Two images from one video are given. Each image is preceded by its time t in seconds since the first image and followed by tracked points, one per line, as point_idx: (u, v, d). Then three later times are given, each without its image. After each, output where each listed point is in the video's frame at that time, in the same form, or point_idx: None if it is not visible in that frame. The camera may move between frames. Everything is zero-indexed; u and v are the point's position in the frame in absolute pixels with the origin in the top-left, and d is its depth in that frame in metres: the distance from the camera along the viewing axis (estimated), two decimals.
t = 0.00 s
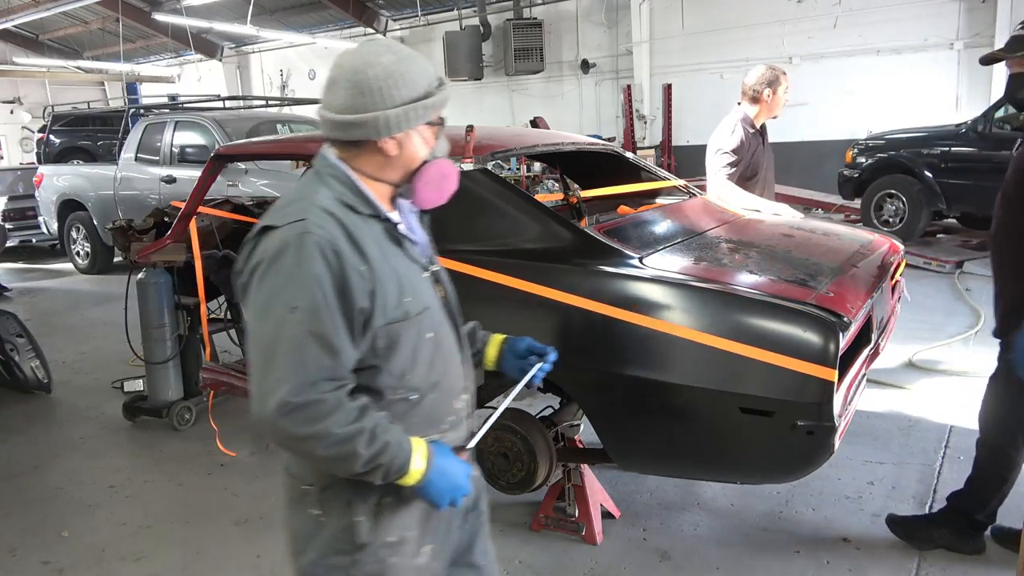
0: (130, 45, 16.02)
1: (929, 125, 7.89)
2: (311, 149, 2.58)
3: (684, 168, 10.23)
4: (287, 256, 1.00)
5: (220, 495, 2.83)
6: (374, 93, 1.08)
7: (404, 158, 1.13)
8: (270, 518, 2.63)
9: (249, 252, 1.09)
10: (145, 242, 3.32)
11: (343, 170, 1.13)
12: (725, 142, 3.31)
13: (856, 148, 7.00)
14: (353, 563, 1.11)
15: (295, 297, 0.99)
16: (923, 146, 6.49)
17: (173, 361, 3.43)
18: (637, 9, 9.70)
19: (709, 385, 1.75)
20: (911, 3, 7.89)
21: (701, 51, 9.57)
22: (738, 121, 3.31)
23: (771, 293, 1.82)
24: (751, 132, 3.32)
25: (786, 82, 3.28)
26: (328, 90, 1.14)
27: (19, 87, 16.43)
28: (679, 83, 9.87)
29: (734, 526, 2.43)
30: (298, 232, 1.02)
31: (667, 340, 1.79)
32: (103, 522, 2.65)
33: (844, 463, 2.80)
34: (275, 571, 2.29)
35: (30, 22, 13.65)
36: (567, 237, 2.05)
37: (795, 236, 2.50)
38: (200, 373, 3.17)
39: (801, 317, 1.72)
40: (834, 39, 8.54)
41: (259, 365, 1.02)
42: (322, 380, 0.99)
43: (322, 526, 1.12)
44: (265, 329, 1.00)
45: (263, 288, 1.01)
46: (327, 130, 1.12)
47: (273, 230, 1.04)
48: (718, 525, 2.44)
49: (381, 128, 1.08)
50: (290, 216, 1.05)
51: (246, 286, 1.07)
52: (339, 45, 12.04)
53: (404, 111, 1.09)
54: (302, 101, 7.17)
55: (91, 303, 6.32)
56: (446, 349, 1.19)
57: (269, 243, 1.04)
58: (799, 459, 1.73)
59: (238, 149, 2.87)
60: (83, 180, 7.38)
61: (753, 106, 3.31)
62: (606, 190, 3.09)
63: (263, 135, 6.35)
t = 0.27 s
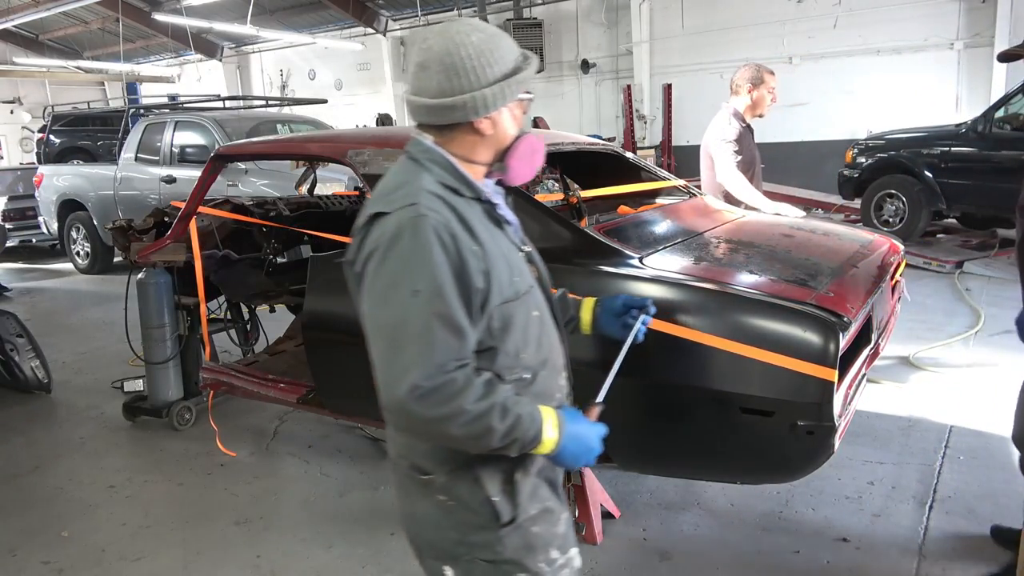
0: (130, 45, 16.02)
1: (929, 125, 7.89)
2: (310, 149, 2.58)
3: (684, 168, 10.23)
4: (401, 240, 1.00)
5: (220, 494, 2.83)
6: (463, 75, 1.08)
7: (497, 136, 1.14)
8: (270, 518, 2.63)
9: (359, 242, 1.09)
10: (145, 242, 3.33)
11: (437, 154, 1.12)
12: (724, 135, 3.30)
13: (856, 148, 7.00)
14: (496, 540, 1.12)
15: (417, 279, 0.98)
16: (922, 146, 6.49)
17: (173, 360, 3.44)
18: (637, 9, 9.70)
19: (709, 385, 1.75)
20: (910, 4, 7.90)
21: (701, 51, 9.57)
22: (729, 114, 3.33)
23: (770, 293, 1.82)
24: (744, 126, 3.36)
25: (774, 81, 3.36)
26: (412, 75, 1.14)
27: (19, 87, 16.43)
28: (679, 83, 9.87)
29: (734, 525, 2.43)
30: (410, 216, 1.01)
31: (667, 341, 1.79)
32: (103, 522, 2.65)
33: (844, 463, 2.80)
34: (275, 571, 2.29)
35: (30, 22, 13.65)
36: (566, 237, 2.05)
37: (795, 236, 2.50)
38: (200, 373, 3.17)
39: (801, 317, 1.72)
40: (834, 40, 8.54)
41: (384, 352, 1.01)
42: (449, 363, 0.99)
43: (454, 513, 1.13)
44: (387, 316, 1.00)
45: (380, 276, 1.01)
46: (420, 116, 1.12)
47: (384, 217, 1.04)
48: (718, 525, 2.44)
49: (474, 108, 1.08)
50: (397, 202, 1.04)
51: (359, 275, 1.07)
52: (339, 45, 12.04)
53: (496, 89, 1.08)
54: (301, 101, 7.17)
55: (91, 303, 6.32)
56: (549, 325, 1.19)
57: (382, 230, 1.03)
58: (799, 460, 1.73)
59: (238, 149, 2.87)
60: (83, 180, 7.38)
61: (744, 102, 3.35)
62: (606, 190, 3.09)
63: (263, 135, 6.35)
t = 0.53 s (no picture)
0: (130, 45, 16.02)
1: (929, 125, 7.89)
2: (310, 149, 2.59)
3: (684, 168, 10.22)
4: (576, 259, 0.99)
5: (221, 494, 2.83)
6: (604, 84, 1.08)
7: (624, 146, 1.15)
8: (270, 518, 2.63)
9: (511, 257, 1.06)
10: (145, 241, 3.33)
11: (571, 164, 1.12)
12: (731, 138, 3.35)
13: (856, 148, 6.99)
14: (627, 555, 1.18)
15: (600, 297, 0.99)
16: (922, 146, 6.49)
17: (174, 361, 3.43)
18: (637, 9, 9.70)
19: (709, 385, 1.75)
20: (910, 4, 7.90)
21: (701, 51, 9.57)
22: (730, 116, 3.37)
23: (770, 293, 1.82)
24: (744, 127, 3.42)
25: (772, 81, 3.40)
26: (542, 79, 1.12)
27: (19, 87, 16.43)
28: (679, 83, 9.87)
29: (734, 525, 2.43)
30: (579, 235, 1.01)
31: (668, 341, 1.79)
32: (103, 522, 2.65)
33: (844, 463, 2.80)
34: (275, 571, 2.29)
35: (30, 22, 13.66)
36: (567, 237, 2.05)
37: (795, 236, 2.50)
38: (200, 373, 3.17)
39: (801, 317, 1.72)
40: (834, 39, 8.54)
41: (563, 371, 1.01)
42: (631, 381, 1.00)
43: (595, 534, 1.17)
44: (571, 337, 0.99)
45: (552, 297, 1.00)
46: (552, 122, 1.11)
47: (548, 233, 1.02)
48: (718, 525, 2.44)
49: (613, 120, 1.09)
50: (558, 219, 1.03)
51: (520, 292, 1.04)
52: (339, 45, 12.04)
53: (634, 99, 1.09)
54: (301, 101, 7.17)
55: (91, 303, 6.32)
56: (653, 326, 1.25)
57: (549, 248, 1.02)
58: (799, 460, 1.74)
59: (238, 148, 2.87)
60: (83, 180, 7.38)
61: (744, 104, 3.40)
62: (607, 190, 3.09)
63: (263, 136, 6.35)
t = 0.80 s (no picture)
0: (130, 45, 16.04)
1: (930, 125, 7.89)
2: (310, 149, 2.59)
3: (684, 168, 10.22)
4: (754, 246, 0.90)
5: (221, 494, 2.83)
6: (729, 63, 1.00)
7: (736, 130, 1.08)
8: (270, 518, 2.63)
9: (666, 254, 0.93)
10: (145, 242, 3.33)
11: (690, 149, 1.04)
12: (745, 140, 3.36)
13: (856, 148, 6.99)
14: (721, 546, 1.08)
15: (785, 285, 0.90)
16: (922, 147, 6.50)
17: (174, 361, 3.43)
18: (637, 9, 9.69)
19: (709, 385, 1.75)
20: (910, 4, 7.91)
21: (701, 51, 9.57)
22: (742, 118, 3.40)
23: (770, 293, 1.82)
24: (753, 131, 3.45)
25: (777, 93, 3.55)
26: (659, 57, 1.03)
27: (19, 87, 16.43)
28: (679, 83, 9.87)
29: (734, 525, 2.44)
30: (747, 220, 0.91)
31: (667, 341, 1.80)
32: (103, 522, 2.65)
33: (844, 463, 2.81)
34: (275, 571, 2.29)
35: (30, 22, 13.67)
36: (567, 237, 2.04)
37: (795, 236, 2.50)
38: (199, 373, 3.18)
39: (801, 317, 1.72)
40: (834, 40, 8.54)
41: (759, 369, 0.91)
42: (828, 367, 0.93)
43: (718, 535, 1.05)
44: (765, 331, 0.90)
45: (737, 290, 0.89)
46: (671, 104, 1.03)
47: (712, 222, 0.91)
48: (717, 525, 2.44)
49: (726, 103, 1.02)
50: (717, 203, 0.93)
51: (690, 293, 0.92)
52: (339, 45, 12.04)
53: (753, 81, 1.03)
54: (301, 101, 7.16)
55: (91, 303, 6.32)
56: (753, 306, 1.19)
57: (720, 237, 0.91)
58: (798, 461, 1.74)
59: (238, 149, 2.87)
60: (83, 180, 7.37)
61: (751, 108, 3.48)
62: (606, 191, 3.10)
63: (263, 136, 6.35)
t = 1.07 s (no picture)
0: (130, 45, 16.03)
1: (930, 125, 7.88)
2: (310, 149, 2.58)
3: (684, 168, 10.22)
4: (860, 246, 0.95)
5: (221, 494, 2.83)
6: (829, 58, 1.06)
7: (829, 129, 1.14)
8: (270, 518, 2.63)
9: (774, 248, 0.98)
10: (145, 242, 3.33)
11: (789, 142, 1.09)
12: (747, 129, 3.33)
13: (856, 148, 6.99)
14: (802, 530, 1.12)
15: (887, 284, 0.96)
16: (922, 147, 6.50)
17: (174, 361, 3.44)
18: (637, 9, 9.69)
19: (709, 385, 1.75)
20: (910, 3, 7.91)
21: (701, 51, 9.56)
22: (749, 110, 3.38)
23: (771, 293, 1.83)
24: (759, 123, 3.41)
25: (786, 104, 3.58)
26: (760, 51, 1.09)
27: (19, 87, 16.43)
28: (679, 83, 9.86)
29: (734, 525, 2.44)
30: (854, 218, 0.96)
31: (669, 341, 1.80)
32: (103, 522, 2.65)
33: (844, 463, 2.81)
34: (275, 571, 2.29)
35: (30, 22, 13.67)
36: (567, 237, 2.04)
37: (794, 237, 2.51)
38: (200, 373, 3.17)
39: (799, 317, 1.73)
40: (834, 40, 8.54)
41: (856, 364, 0.97)
42: (925, 359, 0.99)
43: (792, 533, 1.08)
44: (868, 328, 0.95)
45: (843, 286, 0.95)
46: (770, 96, 1.08)
47: (821, 218, 0.96)
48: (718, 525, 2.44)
49: (829, 95, 1.08)
50: (822, 202, 0.98)
51: (797, 286, 0.97)
52: (339, 45, 12.04)
53: (853, 78, 1.09)
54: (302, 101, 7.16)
55: (91, 303, 6.32)
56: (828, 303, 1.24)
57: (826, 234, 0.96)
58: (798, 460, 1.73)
59: (238, 149, 2.87)
60: (83, 180, 7.37)
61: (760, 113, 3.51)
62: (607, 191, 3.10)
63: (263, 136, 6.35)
